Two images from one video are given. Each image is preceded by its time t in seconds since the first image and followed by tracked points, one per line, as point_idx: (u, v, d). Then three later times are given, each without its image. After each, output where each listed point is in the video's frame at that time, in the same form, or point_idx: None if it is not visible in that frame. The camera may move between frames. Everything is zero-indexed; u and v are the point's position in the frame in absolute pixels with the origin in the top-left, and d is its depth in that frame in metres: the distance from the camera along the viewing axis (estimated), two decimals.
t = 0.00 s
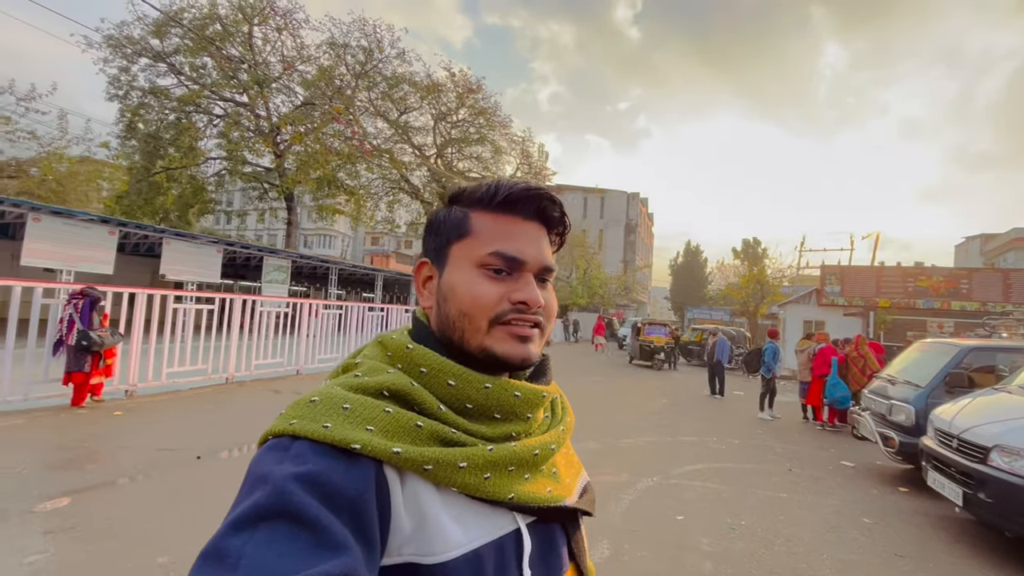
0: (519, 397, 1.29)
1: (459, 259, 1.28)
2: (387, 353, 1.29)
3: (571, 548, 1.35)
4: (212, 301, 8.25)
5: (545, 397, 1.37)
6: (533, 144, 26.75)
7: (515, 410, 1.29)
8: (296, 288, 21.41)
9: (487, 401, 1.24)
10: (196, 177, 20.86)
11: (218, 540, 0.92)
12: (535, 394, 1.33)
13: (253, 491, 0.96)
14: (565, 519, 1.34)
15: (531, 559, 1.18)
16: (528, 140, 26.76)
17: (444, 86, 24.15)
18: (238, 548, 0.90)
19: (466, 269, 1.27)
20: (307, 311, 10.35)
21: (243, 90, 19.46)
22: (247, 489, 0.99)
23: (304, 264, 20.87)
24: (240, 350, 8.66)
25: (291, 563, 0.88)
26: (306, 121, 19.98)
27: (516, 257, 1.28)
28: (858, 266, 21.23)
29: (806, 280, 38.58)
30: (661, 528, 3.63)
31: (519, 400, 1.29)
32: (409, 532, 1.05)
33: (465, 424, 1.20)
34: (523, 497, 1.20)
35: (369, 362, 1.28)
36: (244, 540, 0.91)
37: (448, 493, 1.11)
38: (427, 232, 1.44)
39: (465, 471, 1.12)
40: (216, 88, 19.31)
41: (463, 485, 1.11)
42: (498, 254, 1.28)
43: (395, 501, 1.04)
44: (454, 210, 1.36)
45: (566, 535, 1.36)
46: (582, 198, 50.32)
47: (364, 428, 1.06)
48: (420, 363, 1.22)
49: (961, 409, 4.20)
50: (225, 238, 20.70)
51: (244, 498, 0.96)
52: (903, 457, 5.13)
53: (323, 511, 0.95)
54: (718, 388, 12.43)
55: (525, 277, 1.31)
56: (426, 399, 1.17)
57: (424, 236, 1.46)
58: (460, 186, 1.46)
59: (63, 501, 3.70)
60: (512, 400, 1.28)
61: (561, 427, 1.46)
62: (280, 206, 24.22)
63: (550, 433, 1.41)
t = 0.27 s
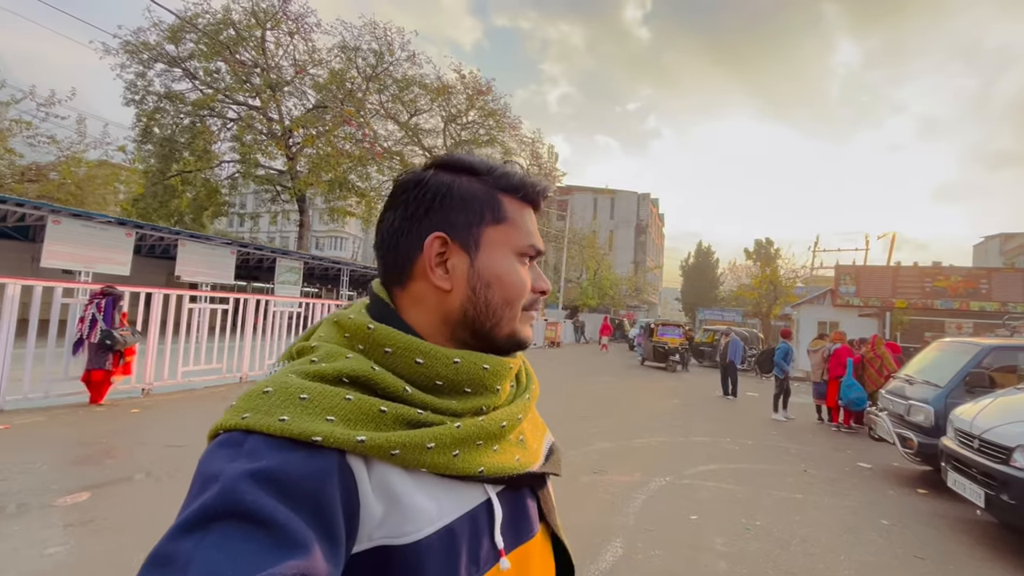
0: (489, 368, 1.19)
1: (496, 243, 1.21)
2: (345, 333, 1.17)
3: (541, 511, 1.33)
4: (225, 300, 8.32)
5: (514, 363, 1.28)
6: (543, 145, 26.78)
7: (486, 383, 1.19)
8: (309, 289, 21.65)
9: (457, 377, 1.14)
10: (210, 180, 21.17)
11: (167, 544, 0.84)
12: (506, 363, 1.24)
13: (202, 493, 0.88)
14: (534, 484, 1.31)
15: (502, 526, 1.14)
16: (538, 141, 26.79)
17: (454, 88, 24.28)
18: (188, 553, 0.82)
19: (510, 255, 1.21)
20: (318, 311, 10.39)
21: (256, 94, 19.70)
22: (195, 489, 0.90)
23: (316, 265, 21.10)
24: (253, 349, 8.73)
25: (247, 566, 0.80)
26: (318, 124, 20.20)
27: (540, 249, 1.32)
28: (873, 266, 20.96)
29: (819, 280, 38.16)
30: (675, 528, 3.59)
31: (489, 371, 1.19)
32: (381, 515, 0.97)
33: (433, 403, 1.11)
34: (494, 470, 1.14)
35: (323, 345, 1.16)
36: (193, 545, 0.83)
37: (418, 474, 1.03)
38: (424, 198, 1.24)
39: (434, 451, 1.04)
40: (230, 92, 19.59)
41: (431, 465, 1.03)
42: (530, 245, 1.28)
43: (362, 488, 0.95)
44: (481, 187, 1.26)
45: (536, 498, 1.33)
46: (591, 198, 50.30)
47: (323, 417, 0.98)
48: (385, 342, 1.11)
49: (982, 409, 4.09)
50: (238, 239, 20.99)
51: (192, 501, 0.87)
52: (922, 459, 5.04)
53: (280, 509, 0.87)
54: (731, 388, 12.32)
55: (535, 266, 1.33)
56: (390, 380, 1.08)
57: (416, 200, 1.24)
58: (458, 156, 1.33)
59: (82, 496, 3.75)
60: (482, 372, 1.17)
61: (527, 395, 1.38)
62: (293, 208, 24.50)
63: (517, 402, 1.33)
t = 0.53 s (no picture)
0: (481, 352, 1.18)
1: (479, 225, 1.20)
2: (334, 320, 1.16)
3: (535, 488, 1.35)
4: (232, 301, 8.36)
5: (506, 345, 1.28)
6: (547, 146, 26.83)
7: (479, 366, 1.19)
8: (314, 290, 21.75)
9: (450, 361, 1.14)
10: (216, 183, 21.31)
11: (165, 533, 0.85)
12: (499, 345, 1.24)
13: (198, 482, 0.88)
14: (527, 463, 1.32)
15: (500, 504, 1.15)
16: (542, 142, 26.85)
17: (458, 90, 24.39)
18: (186, 541, 0.83)
19: (492, 237, 1.21)
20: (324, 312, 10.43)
21: (262, 96, 19.81)
22: (191, 480, 0.90)
23: (322, 267, 21.18)
24: (260, 349, 8.77)
25: (247, 553, 0.81)
26: (323, 125, 20.29)
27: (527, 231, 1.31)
28: (879, 266, 20.85)
29: (826, 280, 37.99)
30: (683, 527, 3.59)
31: (482, 355, 1.18)
32: (381, 499, 0.97)
33: (427, 388, 1.10)
34: (489, 450, 1.14)
35: (314, 333, 1.15)
36: (190, 533, 0.83)
37: (414, 456, 1.04)
38: (406, 180, 1.23)
39: (430, 435, 1.04)
40: (236, 95, 19.72)
41: (426, 448, 1.03)
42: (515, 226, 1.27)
43: (360, 475, 0.95)
44: (463, 166, 1.25)
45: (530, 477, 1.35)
46: (596, 200, 50.33)
47: (318, 405, 0.97)
48: (376, 329, 1.10)
49: (993, 409, 4.05)
50: (244, 241, 21.10)
51: (189, 490, 0.88)
52: (931, 459, 5.00)
53: (276, 496, 0.87)
54: (737, 389, 12.27)
55: (522, 246, 1.34)
56: (383, 366, 1.07)
57: (396, 182, 1.23)
58: (439, 135, 1.30)
59: (93, 494, 3.78)
60: (474, 355, 1.17)
61: (519, 376, 1.38)
62: (298, 210, 24.62)
63: (509, 384, 1.33)
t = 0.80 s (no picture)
0: (491, 356, 1.16)
1: (471, 221, 1.18)
2: (343, 323, 1.14)
3: (547, 491, 1.33)
4: (230, 302, 8.32)
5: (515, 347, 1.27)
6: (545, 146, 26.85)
7: (490, 370, 1.17)
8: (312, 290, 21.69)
9: (459, 364, 1.12)
10: (213, 183, 21.23)
11: (173, 543, 0.84)
12: (508, 348, 1.23)
13: (207, 489, 0.87)
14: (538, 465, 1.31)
15: (511, 509, 1.14)
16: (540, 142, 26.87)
17: (455, 90, 24.39)
18: (194, 551, 0.82)
19: (484, 231, 1.17)
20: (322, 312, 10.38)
21: (259, 96, 19.73)
22: (199, 488, 0.90)
23: (319, 267, 21.12)
24: (257, 350, 8.73)
25: (256, 565, 0.79)
26: (320, 125, 20.24)
27: (524, 220, 1.26)
28: (877, 266, 20.90)
29: (823, 280, 38.09)
30: (685, 527, 3.57)
31: (492, 358, 1.17)
32: (393, 506, 0.95)
33: (437, 392, 1.09)
34: (500, 454, 1.12)
35: (322, 336, 1.14)
36: (198, 543, 0.82)
37: (425, 463, 1.02)
38: (394, 180, 1.22)
39: (441, 441, 1.02)
40: (233, 95, 19.65)
41: (438, 454, 1.02)
42: (509, 217, 1.23)
43: (372, 483, 0.94)
44: (451, 162, 1.22)
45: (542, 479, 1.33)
46: (593, 200, 50.40)
47: (327, 413, 0.95)
48: (385, 334, 1.09)
49: (996, 408, 4.03)
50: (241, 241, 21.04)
51: (197, 499, 0.87)
52: (931, 458, 5.00)
53: (286, 505, 0.85)
54: (736, 389, 12.28)
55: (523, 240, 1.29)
56: (394, 372, 1.06)
57: (386, 183, 1.22)
58: (426, 130, 1.28)
59: (89, 496, 3.74)
60: (485, 360, 1.15)
61: (528, 378, 1.36)
62: (295, 210, 24.57)
63: (518, 385, 1.31)
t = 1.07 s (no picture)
0: (500, 361, 1.23)
1: (411, 226, 1.20)
2: (356, 320, 1.19)
3: (552, 503, 1.38)
4: (218, 302, 8.20)
5: (525, 357, 1.33)
6: (536, 146, 26.87)
7: (497, 375, 1.24)
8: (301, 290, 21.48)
9: (468, 368, 1.18)
10: (200, 182, 20.95)
11: (186, 531, 0.86)
12: (516, 355, 1.28)
13: (219, 479, 0.90)
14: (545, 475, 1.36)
15: (516, 516, 1.18)
16: (531, 141, 26.89)
17: (446, 89, 24.33)
18: (207, 539, 0.85)
19: (418, 236, 1.18)
20: (312, 313, 10.27)
21: (247, 94, 19.51)
22: (212, 477, 0.92)
23: (308, 267, 20.93)
24: (246, 351, 8.63)
25: (267, 555, 0.83)
26: (310, 124, 20.07)
27: (470, 217, 1.19)
28: (864, 265, 21.14)
29: (811, 279, 38.45)
30: (677, 526, 3.58)
31: (501, 363, 1.23)
32: (398, 505, 0.99)
33: (446, 394, 1.14)
34: (506, 461, 1.17)
35: (337, 333, 1.19)
36: (211, 532, 0.85)
37: (432, 464, 1.06)
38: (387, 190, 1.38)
39: (449, 443, 1.06)
40: (221, 93, 19.41)
41: (448, 455, 1.06)
42: (447, 217, 1.19)
43: (379, 478, 0.98)
44: (405, 168, 1.26)
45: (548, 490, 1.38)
46: (585, 200, 50.56)
47: (339, 406, 1.00)
48: (397, 333, 1.14)
49: (981, 405, 4.08)
50: (230, 241, 20.79)
51: (210, 487, 0.89)
52: (919, 455, 5.05)
53: (297, 497, 0.89)
54: (726, 388, 12.36)
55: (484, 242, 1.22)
56: (406, 371, 1.10)
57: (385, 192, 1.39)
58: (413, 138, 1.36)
59: (72, 501, 3.67)
60: (493, 364, 1.22)
61: (539, 386, 1.42)
62: (284, 209, 24.33)
63: (528, 394, 1.37)
